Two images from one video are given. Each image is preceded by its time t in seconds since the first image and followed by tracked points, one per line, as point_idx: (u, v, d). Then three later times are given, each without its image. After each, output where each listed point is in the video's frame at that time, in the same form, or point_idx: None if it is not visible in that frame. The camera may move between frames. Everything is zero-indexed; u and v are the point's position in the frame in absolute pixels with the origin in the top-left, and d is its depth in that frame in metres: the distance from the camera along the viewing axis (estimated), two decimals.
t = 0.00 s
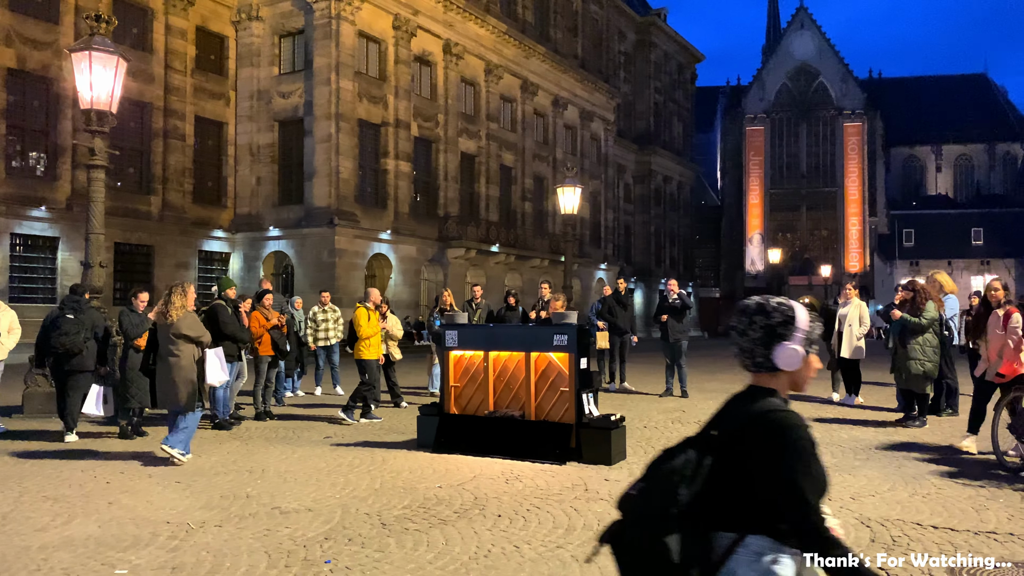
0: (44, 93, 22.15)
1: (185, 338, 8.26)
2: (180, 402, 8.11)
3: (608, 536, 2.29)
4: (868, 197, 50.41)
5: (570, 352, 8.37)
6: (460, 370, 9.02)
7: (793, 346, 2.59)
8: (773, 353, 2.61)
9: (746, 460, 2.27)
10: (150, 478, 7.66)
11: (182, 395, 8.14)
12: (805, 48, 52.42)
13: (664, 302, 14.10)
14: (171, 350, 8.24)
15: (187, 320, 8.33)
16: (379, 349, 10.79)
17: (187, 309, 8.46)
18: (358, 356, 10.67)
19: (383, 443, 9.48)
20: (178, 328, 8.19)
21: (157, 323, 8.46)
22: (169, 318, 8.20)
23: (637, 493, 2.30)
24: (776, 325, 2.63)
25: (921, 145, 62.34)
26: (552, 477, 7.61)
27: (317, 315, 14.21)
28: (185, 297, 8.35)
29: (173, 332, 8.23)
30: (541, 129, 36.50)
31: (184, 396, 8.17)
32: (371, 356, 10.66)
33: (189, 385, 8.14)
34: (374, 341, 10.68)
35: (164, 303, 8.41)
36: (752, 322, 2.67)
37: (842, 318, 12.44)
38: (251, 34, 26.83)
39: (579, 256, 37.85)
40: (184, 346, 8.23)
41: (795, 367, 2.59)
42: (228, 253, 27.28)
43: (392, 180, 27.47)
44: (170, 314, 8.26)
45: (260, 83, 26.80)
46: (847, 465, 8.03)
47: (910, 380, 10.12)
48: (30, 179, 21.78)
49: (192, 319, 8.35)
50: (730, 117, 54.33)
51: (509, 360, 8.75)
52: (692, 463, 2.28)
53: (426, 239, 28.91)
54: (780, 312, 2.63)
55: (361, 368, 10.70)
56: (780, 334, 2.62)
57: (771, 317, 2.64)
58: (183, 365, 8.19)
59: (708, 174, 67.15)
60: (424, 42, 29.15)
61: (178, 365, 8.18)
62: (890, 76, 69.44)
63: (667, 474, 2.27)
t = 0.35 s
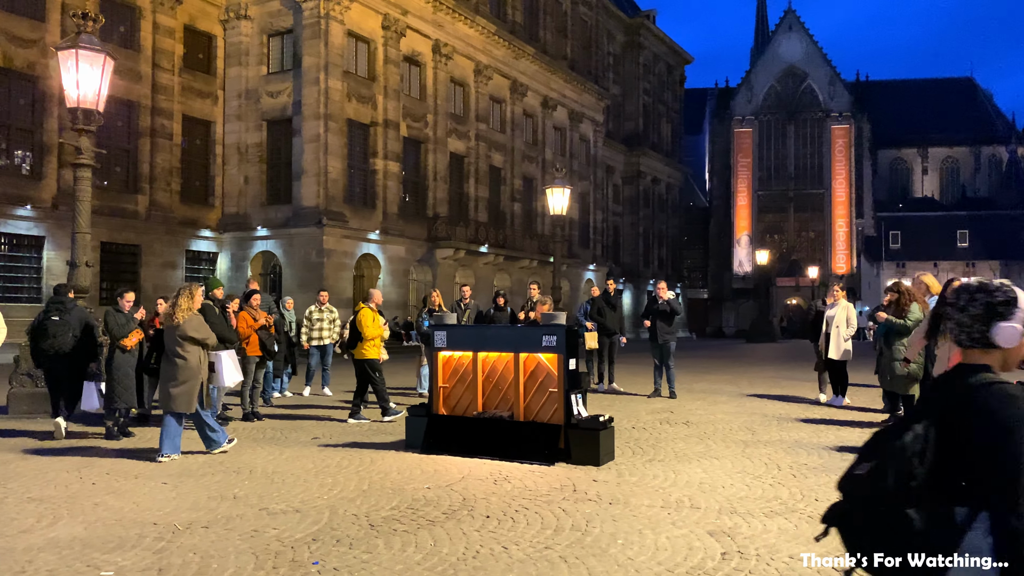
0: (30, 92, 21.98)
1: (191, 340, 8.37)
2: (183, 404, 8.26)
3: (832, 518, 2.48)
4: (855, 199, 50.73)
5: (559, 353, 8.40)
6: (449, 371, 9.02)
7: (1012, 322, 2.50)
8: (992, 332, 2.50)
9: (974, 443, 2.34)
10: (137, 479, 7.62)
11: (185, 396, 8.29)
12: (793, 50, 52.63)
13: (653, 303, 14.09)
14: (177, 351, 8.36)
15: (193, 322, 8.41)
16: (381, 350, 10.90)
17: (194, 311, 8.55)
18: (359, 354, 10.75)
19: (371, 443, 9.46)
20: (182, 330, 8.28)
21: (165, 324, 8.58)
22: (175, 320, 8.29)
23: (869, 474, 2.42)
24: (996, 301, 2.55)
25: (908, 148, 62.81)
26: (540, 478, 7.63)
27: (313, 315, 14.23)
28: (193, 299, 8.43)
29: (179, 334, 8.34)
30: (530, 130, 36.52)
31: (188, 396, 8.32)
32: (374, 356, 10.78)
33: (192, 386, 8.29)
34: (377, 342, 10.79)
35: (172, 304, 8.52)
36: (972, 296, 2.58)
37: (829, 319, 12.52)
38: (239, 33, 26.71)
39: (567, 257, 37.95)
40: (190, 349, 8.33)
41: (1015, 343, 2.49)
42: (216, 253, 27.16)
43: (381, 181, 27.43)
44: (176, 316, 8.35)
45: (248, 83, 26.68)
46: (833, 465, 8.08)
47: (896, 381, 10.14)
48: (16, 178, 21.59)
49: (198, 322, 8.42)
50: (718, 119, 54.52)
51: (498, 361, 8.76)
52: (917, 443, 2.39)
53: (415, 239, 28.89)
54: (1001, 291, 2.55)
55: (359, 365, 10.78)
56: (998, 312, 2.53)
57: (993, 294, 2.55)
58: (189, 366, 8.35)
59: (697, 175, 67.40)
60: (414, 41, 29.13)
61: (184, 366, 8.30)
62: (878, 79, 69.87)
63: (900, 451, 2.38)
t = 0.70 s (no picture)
0: (13, 90, 21.79)
1: (204, 338, 8.66)
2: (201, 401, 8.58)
3: None
4: (839, 203, 51.07)
5: (545, 354, 8.41)
6: (435, 372, 9.00)
7: None
8: None
9: None
10: (121, 481, 7.56)
11: (202, 392, 8.60)
12: (779, 54, 52.96)
13: (640, 306, 14.13)
14: (191, 350, 8.64)
15: (205, 321, 8.70)
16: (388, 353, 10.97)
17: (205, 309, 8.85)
18: (367, 357, 10.82)
19: (355, 446, 9.44)
20: (196, 329, 8.57)
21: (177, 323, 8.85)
22: (188, 318, 8.56)
23: None
24: None
25: (892, 152, 63.33)
26: (526, 480, 7.63)
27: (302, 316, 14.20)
28: (202, 298, 8.75)
29: (191, 333, 8.62)
30: (517, 132, 36.53)
31: (204, 392, 8.61)
32: (383, 360, 10.83)
33: (207, 384, 8.58)
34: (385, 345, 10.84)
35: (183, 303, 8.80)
36: None
37: (814, 322, 12.59)
38: (225, 33, 26.58)
39: (554, 259, 38.01)
40: (203, 348, 8.63)
41: None
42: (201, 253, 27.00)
43: (367, 182, 27.34)
44: (189, 315, 8.64)
45: (233, 83, 26.55)
46: (817, 467, 8.15)
47: (876, 383, 10.22)
48: None
49: (209, 320, 8.74)
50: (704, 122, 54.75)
51: (485, 363, 8.76)
52: None
53: (402, 240, 28.82)
54: None
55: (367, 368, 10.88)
56: None
57: None
58: (203, 363, 8.64)
59: (683, 178, 67.68)
60: (401, 43, 29.10)
61: (199, 364, 8.61)
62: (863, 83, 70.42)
63: None
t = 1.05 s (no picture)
0: None
1: (201, 338, 8.83)
2: (200, 402, 8.66)
3: None
4: (821, 207, 51.44)
5: (529, 357, 8.42)
6: (419, 375, 9.00)
7: None
8: None
9: None
10: (100, 484, 7.49)
11: (200, 390, 8.69)
12: (762, 59, 53.31)
13: (625, 309, 14.17)
14: (191, 350, 8.83)
15: (203, 321, 8.88)
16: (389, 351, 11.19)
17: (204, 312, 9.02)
18: (368, 357, 11.01)
19: (339, 448, 9.40)
20: (193, 328, 8.76)
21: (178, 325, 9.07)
22: (187, 318, 8.76)
23: None
24: None
25: (875, 156, 63.90)
26: (510, 482, 7.63)
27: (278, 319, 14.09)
28: (201, 300, 8.95)
29: (189, 333, 8.81)
30: (502, 134, 36.55)
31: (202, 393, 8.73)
32: (383, 359, 11.04)
33: (205, 384, 8.70)
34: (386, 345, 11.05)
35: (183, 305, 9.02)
36: None
37: (797, 324, 12.68)
38: (209, 33, 26.43)
39: (539, 261, 38.08)
40: (201, 347, 8.83)
41: None
42: (184, 254, 26.77)
43: (352, 183, 27.25)
44: (187, 315, 8.84)
45: (217, 83, 26.39)
46: (799, 469, 8.20)
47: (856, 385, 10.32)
48: None
49: (207, 320, 8.91)
50: (689, 126, 55.01)
51: (468, 365, 8.77)
52: None
53: (386, 242, 28.75)
54: None
55: (370, 368, 11.08)
56: None
57: None
58: (200, 362, 8.79)
59: (667, 181, 67.98)
60: (386, 44, 29.04)
61: (196, 363, 8.76)
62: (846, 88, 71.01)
63: None
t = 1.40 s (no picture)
0: None
1: (200, 339, 8.80)
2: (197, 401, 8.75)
3: None
4: (803, 210, 51.78)
5: (513, 359, 8.43)
6: (402, 377, 8.97)
7: None
8: None
9: None
10: (79, 486, 7.40)
11: (198, 390, 8.76)
12: (745, 63, 53.63)
13: (609, 312, 14.18)
14: (190, 350, 8.84)
15: (202, 322, 8.83)
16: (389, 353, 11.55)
17: (203, 312, 9.00)
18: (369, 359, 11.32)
19: (321, 450, 9.35)
20: (192, 330, 8.73)
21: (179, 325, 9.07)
22: (186, 319, 8.74)
23: None
24: None
25: (855, 160, 64.49)
26: (493, 484, 7.63)
27: (251, 321, 13.97)
28: (201, 300, 8.92)
29: (190, 334, 8.80)
30: (486, 136, 36.55)
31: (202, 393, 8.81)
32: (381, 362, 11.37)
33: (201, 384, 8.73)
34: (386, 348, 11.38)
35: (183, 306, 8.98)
36: None
37: (778, 327, 12.74)
38: (191, 33, 26.24)
39: (523, 263, 38.10)
40: (201, 348, 8.80)
41: None
42: (165, 254, 26.57)
43: (335, 184, 27.14)
44: (187, 317, 8.81)
45: (199, 83, 26.20)
46: (780, 471, 8.26)
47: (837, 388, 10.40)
48: None
49: (206, 320, 8.87)
50: (672, 129, 55.27)
51: (452, 366, 8.76)
52: None
53: (369, 243, 28.67)
54: None
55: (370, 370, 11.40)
56: None
57: None
58: (199, 362, 8.80)
59: (651, 184, 68.28)
60: (370, 45, 28.96)
61: (196, 364, 8.76)
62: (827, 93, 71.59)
63: None
